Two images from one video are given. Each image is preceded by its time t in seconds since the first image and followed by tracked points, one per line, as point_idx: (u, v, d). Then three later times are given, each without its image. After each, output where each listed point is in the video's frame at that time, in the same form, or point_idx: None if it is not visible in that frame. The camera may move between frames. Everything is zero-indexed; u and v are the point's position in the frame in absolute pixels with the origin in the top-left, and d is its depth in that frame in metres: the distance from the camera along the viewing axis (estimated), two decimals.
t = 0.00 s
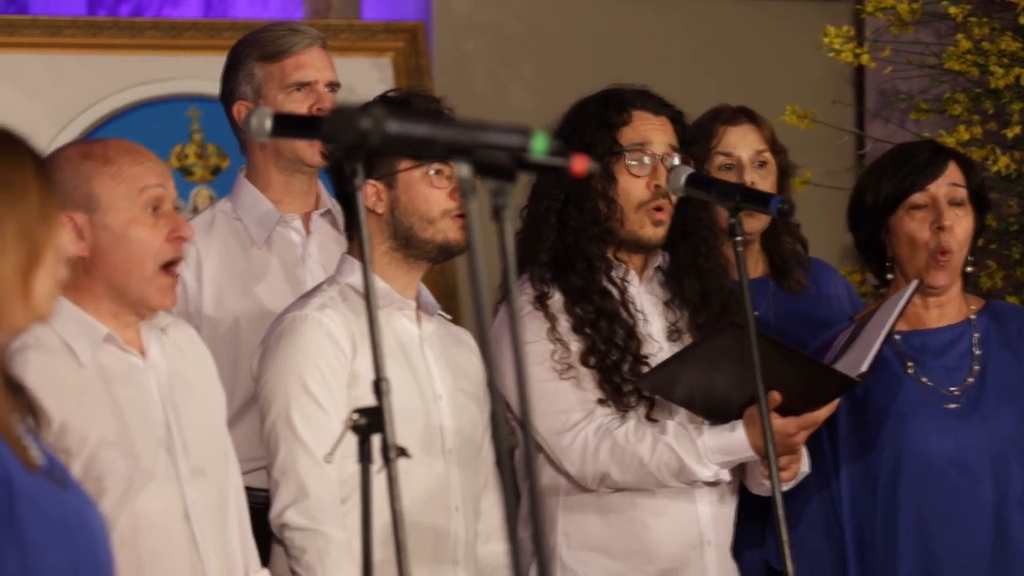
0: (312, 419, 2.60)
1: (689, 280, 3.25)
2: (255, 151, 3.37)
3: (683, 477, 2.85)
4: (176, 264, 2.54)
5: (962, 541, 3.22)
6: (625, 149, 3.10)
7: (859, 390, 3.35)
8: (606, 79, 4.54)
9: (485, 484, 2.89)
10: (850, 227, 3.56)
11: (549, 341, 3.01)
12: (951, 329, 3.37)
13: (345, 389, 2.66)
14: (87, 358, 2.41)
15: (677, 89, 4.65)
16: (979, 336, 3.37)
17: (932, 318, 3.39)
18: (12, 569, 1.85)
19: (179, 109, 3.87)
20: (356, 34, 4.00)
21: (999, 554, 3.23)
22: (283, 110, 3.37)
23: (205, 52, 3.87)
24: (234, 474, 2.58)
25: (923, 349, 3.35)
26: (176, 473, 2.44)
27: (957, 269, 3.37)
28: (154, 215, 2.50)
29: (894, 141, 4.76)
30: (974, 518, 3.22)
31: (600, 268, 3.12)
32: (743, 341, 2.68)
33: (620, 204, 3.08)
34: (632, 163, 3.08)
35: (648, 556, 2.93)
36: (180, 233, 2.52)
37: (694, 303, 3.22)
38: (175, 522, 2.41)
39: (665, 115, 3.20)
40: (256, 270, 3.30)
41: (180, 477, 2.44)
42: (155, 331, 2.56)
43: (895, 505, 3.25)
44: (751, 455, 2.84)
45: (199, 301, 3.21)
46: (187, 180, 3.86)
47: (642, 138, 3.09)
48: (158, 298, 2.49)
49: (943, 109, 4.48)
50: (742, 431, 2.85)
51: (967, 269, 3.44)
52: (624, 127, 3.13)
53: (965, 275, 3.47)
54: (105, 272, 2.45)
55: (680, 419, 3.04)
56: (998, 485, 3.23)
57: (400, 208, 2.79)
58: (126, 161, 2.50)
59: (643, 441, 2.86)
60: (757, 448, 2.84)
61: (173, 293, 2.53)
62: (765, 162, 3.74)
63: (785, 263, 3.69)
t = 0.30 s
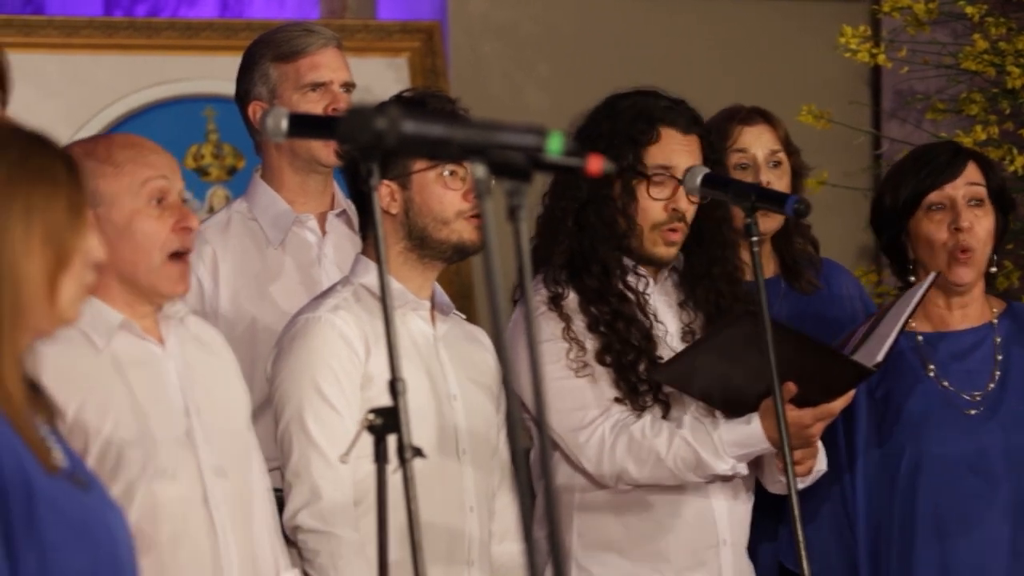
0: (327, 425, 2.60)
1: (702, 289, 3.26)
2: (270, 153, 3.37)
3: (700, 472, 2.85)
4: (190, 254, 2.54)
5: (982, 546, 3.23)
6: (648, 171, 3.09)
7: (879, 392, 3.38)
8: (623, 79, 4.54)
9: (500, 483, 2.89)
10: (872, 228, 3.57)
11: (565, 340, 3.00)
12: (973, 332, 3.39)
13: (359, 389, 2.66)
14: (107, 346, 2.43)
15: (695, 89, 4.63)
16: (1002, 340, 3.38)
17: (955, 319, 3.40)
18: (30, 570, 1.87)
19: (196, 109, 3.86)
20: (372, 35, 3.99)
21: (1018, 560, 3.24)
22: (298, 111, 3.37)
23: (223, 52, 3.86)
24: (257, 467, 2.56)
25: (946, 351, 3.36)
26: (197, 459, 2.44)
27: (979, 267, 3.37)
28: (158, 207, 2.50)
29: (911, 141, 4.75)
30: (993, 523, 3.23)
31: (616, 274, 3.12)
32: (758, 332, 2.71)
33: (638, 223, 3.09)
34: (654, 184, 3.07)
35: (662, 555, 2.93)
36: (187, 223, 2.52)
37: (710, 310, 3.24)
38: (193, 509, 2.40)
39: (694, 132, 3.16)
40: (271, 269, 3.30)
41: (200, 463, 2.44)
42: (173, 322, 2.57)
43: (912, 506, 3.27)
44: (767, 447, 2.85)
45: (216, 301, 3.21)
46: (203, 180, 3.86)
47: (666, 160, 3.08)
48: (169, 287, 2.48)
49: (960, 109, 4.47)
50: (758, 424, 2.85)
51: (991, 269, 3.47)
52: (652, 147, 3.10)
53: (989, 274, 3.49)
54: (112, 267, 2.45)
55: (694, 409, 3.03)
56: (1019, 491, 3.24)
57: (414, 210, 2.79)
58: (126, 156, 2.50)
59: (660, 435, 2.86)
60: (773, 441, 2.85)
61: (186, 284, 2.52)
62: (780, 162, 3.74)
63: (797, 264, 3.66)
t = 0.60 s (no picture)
0: (337, 418, 2.59)
1: (714, 291, 3.27)
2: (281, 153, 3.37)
3: (717, 462, 2.87)
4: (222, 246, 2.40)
5: (993, 555, 3.22)
6: (664, 172, 3.08)
7: (898, 397, 3.38)
8: (636, 79, 4.53)
9: (509, 481, 2.88)
10: (891, 231, 3.57)
11: (577, 337, 3.01)
12: (992, 337, 3.39)
13: (369, 383, 2.66)
14: (139, 335, 2.34)
15: (708, 89, 4.62)
16: (1021, 347, 3.38)
17: (974, 324, 3.40)
18: (39, 570, 1.86)
19: (207, 109, 3.85)
20: (384, 34, 3.99)
21: None
22: (308, 111, 3.37)
23: (235, 51, 3.85)
24: (302, 468, 2.48)
25: (963, 356, 3.37)
26: (226, 458, 2.35)
27: (1002, 272, 3.35)
28: (178, 201, 2.37)
29: (924, 141, 4.75)
30: (1006, 534, 3.22)
31: (628, 275, 3.11)
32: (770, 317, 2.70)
33: (653, 225, 3.09)
34: (668, 186, 3.07)
35: (675, 554, 2.94)
36: (208, 214, 2.37)
37: (720, 311, 3.25)
38: (220, 510, 2.32)
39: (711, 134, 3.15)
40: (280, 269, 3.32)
41: (230, 463, 2.35)
42: (216, 321, 2.47)
43: (926, 511, 3.28)
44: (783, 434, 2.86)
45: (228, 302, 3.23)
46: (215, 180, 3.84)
47: (682, 163, 3.08)
48: (197, 283, 2.36)
49: (972, 108, 4.47)
50: (773, 412, 2.87)
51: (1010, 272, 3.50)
52: (667, 147, 3.09)
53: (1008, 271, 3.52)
54: (139, 268, 2.35)
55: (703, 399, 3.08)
56: None
57: (420, 211, 2.79)
58: (146, 153, 2.38)
59: (675, 427, 2.88)
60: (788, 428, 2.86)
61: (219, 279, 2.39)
62: (794, 160, 3.74)
63: (808, 261, 3.67)
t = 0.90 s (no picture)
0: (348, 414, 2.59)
1: (726, 277, 3.27)
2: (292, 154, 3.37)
3: (734, 450, 2.87)
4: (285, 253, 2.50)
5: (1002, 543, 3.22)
6: (663, 149, 3.12)
7: (909, 384, 3.38)
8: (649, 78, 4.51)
9: (520, 480, 2.88)
10: (914, 217, 3.55)
11: (590, 331, 3.03)
12: (1008, 327, 3.39)
13: (380, 381, 2.68)
14: (193, 341, 2.41)
15: (722, 89, 4.60)
16: None
17: (987, 318, 3.41)
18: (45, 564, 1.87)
19: (219, 109, 3.85)
20: (396, 34, 3.99)
21: None
22: (321, 110, 3.37)
23: (248, 51, 3.84)
24: (342, 471, 2.54)
25: (975, 345, 3.36)
26: (267, 466, 2.43)
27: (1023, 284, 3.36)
28: (245, 205, 2.46)
29: (936, 141, 4.75)
30: (1017, 521, 3.22)
31: (641, 268, 3.14)
32: (778, 302, 2.69)
33: (659, 204, 3.11)
34: (670, 164, 3.10)
35: (687, 548, 2.95)
36: (275, 221, 2.47)
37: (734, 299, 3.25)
38: (260, 517, 2.38)
39: (701, 113, 3.22)
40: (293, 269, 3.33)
41: (271, 470, 2.43)
42: (266, 328, 2.55)
43: (936, 497, 3.29)
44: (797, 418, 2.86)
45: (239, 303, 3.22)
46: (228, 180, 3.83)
47: (679, 140, 3.12)
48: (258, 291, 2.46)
49: (984, 108, 4.46)
50: (787, 397, 2.87)
51: None
52: (662, 128, 3.15)
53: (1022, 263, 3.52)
54: (206, 267, 2.44)
55: (715, 384, 3.09)
56: None
57: (429, 210, 2.80)
58: (214, 157, 2.47)
59: (691, 416, 2.88)
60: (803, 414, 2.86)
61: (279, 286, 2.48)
62: (798, 167, 3.71)
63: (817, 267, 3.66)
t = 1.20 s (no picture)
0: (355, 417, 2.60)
1: (735, 277, 3.27)
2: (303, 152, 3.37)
3: (745, 450, 2.88)
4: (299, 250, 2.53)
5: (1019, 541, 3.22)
6: (670, 147, 3.13)
7: (921, 383, 3.38)
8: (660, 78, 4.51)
9: (528, 480, 2.88)
10: (925, 208, 3.54)
11: (600, 332, 3.03)
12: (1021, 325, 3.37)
13: (389, 386, 2.68)
14: (209, 344, 2.42)
15: (734, 89, 4.60)
16: None
17: (998, 315, 3.40)
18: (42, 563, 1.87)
19: (231, 109, 3.85)
20: (406, 34, 3.98)
21: None
22: (333, 108, 3.37)
23: (259, 52, 3.84)
24: (354, 471, 2.54)
25: (988, 342, 3.35)
26: (289, 464, 2.43)
27: None
28: (263, 202, 2.49)
29: (947, 141, 4.74)
30: None
31: (650, 267, 3.14)
32: (786, 303, 2.68)
33: (667, 204, 3.12)
34: (677, 162, 3.11)
35: (697, 549, 2.95)
36: (293, 217, 2.50)
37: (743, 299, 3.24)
38: (280, 517, 2.38)
39: (707, 113, 3.22)
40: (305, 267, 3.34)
41: (293, 469, 2.43)
42: (280, 327, 2.56)
43: (954, 499, 3.28)
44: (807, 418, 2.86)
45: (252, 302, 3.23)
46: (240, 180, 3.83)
47: (687, 138, 3.13)
48: (272, 290, 2.48)
49: (995, 107, 4.46)
50: (797, 397, 2.87)
51: None
52: (669, 126, 3.16)
53: None
54: (222, 266, 2.46)
55: (725, 385, 3.10)
56: None
57: (441, 209, 2.81)
58: (229, 155, 2.49)
59: (701, 416, 2.88)
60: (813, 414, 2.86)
61: (291, 289, 2.51)
62: (809, 166, 3.71)
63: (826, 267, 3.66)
